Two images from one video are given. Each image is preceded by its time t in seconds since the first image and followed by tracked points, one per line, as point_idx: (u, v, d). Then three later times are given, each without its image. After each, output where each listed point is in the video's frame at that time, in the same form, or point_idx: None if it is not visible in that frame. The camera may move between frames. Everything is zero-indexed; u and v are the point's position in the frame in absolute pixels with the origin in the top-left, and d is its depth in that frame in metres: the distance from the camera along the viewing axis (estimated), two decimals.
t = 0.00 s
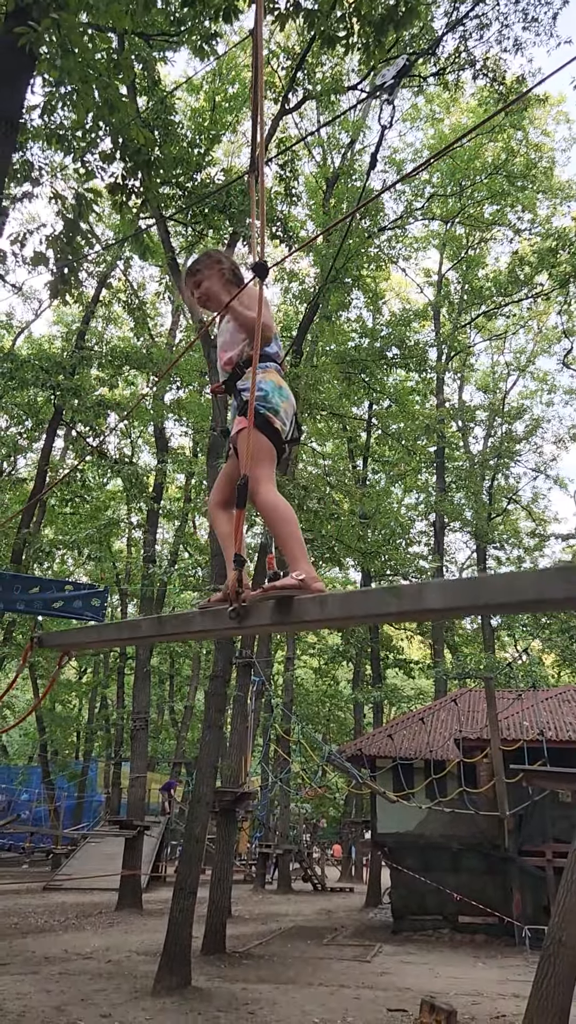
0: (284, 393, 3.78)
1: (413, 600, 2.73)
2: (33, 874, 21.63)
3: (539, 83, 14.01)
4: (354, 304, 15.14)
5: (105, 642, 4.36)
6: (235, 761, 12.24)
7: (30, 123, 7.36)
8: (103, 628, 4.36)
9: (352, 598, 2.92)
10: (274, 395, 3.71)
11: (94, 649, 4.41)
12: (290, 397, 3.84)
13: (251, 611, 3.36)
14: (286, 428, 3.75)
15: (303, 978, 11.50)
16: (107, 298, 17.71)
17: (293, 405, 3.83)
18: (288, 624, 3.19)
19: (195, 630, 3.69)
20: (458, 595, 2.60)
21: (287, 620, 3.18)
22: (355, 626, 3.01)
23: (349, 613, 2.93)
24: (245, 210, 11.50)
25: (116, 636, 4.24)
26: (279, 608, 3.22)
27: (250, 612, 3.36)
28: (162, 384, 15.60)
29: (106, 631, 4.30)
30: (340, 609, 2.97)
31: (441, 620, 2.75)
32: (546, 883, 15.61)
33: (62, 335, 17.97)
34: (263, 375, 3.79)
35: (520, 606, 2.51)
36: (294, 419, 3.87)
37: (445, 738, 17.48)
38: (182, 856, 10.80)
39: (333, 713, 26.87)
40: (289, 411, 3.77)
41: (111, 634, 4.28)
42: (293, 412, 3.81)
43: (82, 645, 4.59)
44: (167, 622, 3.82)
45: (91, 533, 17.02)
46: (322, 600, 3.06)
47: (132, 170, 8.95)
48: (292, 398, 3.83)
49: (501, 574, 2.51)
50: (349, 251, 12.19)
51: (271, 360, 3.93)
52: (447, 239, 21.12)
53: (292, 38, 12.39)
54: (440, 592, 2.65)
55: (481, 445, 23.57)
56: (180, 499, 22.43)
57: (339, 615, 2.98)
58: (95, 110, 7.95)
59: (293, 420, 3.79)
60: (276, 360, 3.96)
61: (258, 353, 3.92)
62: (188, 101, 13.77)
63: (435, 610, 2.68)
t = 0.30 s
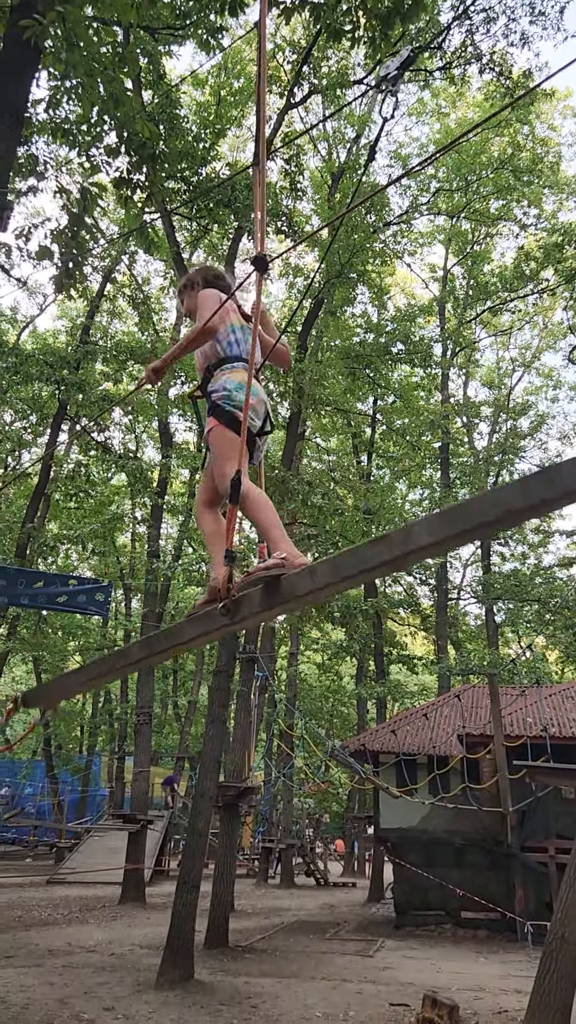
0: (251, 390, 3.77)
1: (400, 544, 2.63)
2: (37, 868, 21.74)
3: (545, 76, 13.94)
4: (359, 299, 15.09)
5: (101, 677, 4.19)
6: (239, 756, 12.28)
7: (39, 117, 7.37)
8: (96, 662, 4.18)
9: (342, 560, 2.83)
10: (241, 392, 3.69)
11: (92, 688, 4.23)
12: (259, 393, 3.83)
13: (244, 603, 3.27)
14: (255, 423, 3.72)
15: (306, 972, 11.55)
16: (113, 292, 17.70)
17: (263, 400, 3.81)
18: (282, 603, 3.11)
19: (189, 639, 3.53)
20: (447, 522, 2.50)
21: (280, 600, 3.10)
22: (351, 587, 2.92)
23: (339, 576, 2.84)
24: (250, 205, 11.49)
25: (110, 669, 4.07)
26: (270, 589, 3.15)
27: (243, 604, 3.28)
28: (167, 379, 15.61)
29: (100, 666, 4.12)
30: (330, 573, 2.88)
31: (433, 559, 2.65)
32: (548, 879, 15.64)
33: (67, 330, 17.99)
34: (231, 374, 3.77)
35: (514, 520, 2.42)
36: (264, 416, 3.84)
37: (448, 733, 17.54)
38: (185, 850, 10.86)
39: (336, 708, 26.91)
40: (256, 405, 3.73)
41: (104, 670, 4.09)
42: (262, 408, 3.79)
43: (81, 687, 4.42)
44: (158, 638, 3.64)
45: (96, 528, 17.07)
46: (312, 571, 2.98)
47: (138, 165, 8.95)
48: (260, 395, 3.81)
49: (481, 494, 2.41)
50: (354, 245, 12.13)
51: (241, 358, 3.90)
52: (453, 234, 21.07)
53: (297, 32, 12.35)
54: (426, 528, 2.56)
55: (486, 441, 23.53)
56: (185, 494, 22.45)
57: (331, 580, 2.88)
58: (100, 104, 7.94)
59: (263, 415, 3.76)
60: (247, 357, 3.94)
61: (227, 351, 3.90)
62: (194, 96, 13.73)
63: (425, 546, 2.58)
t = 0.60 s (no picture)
0: (225, 384, 3.76)
1: (445, 478, 2.78)
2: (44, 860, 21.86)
3: (553, 68, 13.86)
4: (365, 292, 15.09)
5: (76, 735, 3.60)
6: (245, 749, 12.30)
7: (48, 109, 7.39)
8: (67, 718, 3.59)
9: (382, 509, 2.88)
10: (209, 390, 3.71)
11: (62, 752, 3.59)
12: (236, 385, 3.80)
13: (272, 585, 3.12)
14: (231, 417, 3.73)
15: (311, 965, 11.58)
16: (119, 286, 17.72)
17: (241, 392, 3.79)
18: (316, 575, 2.98)
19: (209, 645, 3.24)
20: (492, 446, 2.73)
21: (316, 571, 2.97)
22: (388, 542, 2.94)
23: (383, 525, 2.86)
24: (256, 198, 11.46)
25: (95, 720, 3.47)
26: (303, 561, 3.01)
27: (273, 588, 3.11)
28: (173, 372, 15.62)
29: (77, 718, 3.56)
30: (372, 526, 2.89)
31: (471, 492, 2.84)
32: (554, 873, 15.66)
33: (74, 323, 18.01)
34: (202, 372, 3.80)
35: (552, 433, 2.70)
36: (246, 407, 3.82)
37: (454, 727, 17.54)
38: (191, 842, 10.92)
39: (342, 702, 26.93)
40: (226, 399, 3.72)
41: (83, 720, 3.54)
42: (240, 399, 3.77)
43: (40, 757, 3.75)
44: (174, 649, 3.29)
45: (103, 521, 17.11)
46: (348, 532, 2.93)
47: (144, 158, 8.94)
48: (233, 390, 3.78)
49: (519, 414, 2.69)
50: (361, 239, 12.11)
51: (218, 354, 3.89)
52: (460, 227, 20.99)
53: (305, 24, 12.29)
54: (470, 455, 2.77)
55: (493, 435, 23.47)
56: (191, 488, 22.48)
57: (374, 534, 2.88)
58: (106, 97, 7.94)
59: (239, 407, 3.74)
60: (229, 351, 3.94)
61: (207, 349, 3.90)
62: (201, 88, 13.70)
63: (471, 474, 2.76)
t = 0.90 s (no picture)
0: (219, 363, 3.54)
1: (479, 489, 2.82)
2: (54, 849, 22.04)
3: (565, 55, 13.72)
4: (375, 283, 15.02)
5: (75, 697, 3.83)
6: (254, 740, 12.33)
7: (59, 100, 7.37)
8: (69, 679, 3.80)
9: (413, 512, 2.91)
10: (203, 370, 3.52)
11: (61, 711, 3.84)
12: (234, 362, 3.58)
13: (286, 577, 3.17)
14: (226, 396, 3.51)
15: (321, 954, 11.63)
16: (128, 277, 17.68)
17: (238, 370, 3.56)
18: (337, 568, 3.03)
19: (216, 623, 3.32)
20: (530, 464, 2.74)
21: (336, 564, 3.01)
22: (412, 544, 2.98)
23: (411, 528, 2.90)
24: (265, 188, 11.39)
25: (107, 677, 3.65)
26: (324, 553, 3.06)
27: (282, 580, 3.18)
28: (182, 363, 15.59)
29: (79, 681, 3.77)
30: (400, 526, 2.92)
31: (502, 508, 2.87)
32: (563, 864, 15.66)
33: (83, 314, 18.02)
34: (199, 350, 3.61)
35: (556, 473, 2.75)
36: (243, 386, 3.58)
37: (463, 718, 17.53)
38: (201, 832, 10.97)
39: (352, 693, 26.97)
40: (220, 378, 3.51)
41: (84, 685, 3.75)
42: (236, 378, 3.55)
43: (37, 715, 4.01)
44: (175, 630, 3.44)
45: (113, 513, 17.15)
46: (374, 530, 2.97)
47: (153, 148, 8.92)
48: (232, 365, 3.56)
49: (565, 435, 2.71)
50: (371, 229, 12.06)
51: (220, 329, 3.68)
52: (471, 217, 20.86)
53: (314, 12, 12.20)
54: (508, 471, 2.79)
55: (503, 426, 23.37)
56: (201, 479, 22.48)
57: (399, 535, 2.92)
58: (115, 87, 7.92)
59: (235, 386, 3.53)
60: (230, 329, 3.73)
61: (207, 326, 3.72)
62: (210, 77, 13.63)
63: (505, 489, 2.79)
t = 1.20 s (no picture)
0: (228, 363, 3.48)
1: (497, 491, 2.99)
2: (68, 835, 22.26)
3: None
4: (386, 270, 14.96)
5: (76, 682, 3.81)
6: (266, 728, 12.37)
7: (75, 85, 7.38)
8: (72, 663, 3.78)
9: (434, 510, 3.05)
10: (212, 375, 3.47)
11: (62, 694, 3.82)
12: (241, 360, 3.50)
13: (303, 567, 3.21)
14: (237, 398, 3.46)
15: (333, 939, 11.70)
16: (139, 265, 17.67)
17: (246, 368, 3.49)
18: (356, 560, 3.11)
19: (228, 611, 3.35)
20: (546, 470, 2.94)
21: (356, 556, 3.10)
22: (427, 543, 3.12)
23: (430, 525, 3.04)
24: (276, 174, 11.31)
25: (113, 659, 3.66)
26: (345, 545, 3.14)
27: (299, 571, 3.21)
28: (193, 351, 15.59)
29: (82, 665, 3.76)
30: (419, 523, 3.05)
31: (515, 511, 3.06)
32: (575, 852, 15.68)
33: (94, 303, 18.02)
34: (209, 353, 3.55)
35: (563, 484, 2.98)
36: (255, 381, 3.51)
37: (475, 706, 17.53)
38: (214, 818, 11.03)
39: (363, 681, 27.03)
40: (229, 380, 3.45)
41: (88, 669, 3.73)
42: (245, 376, 3.47)
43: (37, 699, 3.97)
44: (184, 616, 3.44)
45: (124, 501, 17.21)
46: (394, 525, 3.08)
47: (164, 135, 8.88)
48: (242, 363, 3.48)
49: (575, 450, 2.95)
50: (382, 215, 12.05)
51: (227, 327, 3.60)
52: (483, 203, 20.69)
53: None
54: (524, 474, 2.97)
55: (515, 414, 23.27)
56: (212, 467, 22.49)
57: (419, 532, 3.05)
58: (126, 74, 7.89)
59: (245, 385, 3.46)
60: (235, 322, 3.63)
61: (214, 324, 3.63)
62: (220, 63, 13.54)
63: (521, 493, 2.98)
